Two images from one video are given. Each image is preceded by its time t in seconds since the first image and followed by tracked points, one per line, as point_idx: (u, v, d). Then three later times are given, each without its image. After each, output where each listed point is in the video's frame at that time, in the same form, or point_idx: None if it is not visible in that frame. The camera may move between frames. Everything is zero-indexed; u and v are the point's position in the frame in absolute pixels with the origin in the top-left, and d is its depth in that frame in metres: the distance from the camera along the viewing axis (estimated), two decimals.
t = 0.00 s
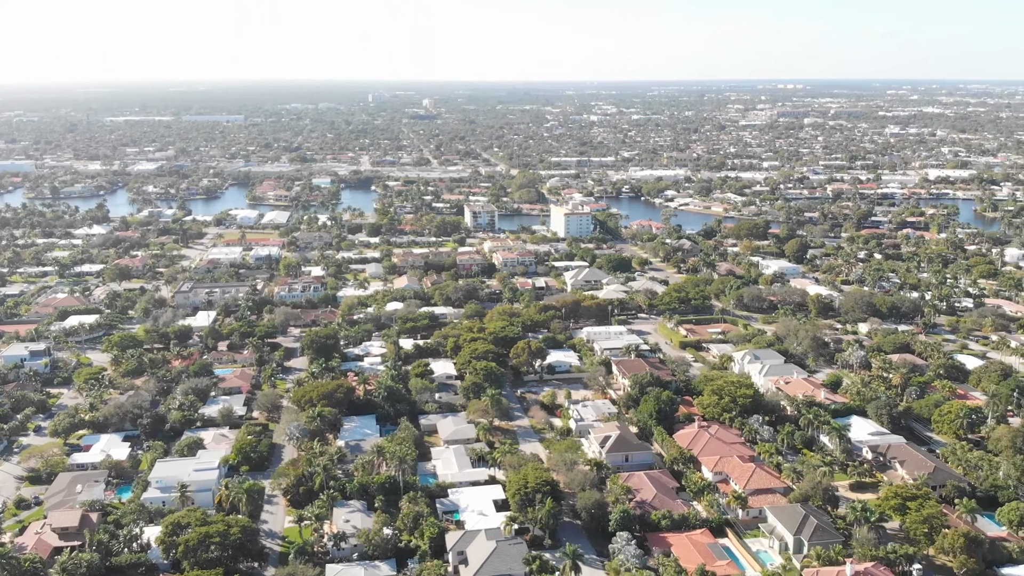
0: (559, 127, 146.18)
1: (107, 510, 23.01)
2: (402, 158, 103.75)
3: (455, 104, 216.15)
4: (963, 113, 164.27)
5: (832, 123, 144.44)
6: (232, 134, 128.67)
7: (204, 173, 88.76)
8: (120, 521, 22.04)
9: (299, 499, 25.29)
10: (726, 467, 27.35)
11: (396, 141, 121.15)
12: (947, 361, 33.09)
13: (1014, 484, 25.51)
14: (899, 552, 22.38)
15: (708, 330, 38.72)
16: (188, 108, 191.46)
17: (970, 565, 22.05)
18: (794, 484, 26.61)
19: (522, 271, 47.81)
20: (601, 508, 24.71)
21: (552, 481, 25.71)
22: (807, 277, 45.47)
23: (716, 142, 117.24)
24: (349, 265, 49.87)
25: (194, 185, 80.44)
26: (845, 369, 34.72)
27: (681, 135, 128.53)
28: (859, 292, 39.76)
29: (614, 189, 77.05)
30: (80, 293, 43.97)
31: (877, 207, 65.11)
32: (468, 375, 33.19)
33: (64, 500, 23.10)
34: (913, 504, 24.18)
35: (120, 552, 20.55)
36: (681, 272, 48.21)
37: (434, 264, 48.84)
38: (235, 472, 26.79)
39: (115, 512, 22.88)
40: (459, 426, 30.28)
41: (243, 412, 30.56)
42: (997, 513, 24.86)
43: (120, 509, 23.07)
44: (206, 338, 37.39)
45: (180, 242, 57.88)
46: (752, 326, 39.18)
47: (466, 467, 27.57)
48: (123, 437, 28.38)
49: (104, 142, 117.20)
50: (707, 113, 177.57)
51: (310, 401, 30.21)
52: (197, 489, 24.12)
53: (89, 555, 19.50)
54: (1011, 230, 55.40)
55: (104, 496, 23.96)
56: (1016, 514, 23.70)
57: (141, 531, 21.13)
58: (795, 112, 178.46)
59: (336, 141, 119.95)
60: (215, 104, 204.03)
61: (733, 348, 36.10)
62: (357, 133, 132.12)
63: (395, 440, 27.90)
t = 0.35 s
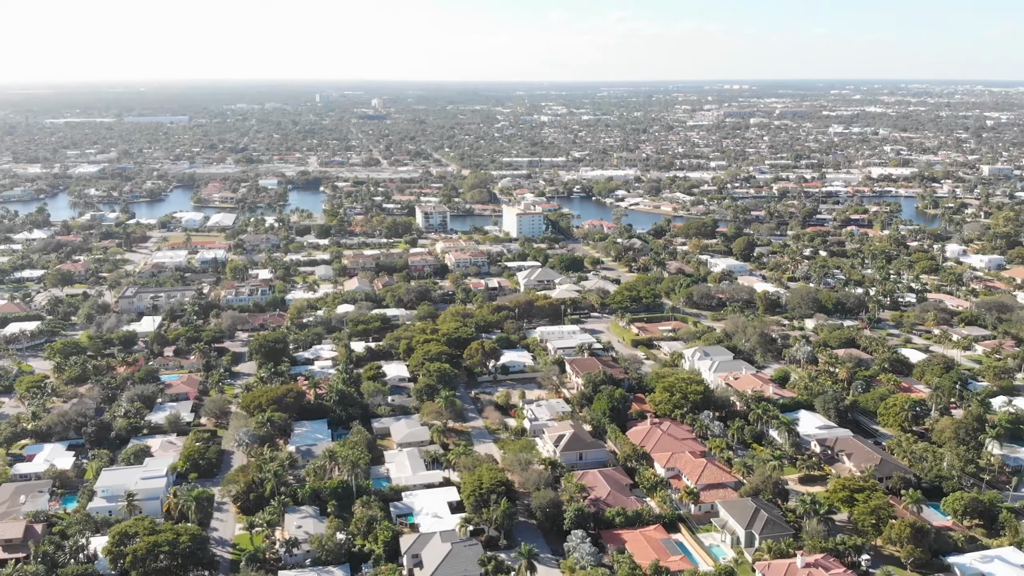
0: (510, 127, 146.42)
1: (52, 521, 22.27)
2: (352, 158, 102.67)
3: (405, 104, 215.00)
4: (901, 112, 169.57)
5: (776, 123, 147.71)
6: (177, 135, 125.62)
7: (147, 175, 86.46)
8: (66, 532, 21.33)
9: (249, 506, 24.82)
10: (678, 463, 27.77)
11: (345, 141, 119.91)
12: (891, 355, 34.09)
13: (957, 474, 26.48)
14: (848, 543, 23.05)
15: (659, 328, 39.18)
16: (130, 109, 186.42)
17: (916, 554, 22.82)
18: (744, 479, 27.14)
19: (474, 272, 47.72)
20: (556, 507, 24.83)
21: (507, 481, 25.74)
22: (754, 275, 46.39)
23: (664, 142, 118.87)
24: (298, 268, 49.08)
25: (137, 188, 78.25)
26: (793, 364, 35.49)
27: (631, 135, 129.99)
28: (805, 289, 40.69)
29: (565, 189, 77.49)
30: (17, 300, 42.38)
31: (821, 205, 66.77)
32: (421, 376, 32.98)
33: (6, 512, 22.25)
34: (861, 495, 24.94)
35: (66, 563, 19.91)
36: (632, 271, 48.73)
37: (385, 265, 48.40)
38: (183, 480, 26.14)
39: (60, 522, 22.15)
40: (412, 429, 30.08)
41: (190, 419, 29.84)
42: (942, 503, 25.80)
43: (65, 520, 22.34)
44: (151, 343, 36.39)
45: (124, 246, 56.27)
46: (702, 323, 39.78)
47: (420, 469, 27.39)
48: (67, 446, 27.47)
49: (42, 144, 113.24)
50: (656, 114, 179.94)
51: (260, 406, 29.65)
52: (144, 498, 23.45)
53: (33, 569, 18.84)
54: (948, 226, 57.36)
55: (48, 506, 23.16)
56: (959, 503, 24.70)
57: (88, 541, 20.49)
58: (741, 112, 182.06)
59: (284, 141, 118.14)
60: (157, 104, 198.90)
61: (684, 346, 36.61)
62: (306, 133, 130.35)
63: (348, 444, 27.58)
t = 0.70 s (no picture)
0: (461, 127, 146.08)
1: None
2: (299, 159, 101.22)
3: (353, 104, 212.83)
4: (844, 112, 174.11)
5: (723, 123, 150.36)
6: (118, 136, 122.09)
7: (87, 177, 83.85)
8: (7, 545, 20.57)
9: (199, 514, 24.26)
10: (631, 460, 28.06)
11: (292, 142, 118.13)
12: (836, 349, 34.91)
13: (902, 465, 27.31)
14: (797, 535, 23.61)
15: (611, 326, 39.47)
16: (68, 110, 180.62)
17: (864, 545, 23.49)
18: (696, 474, 27.55)
19: (426, 272, 47.40)
20: (510, 507, 24.83)
21: (462, 482, 25.65)
22: (703, 273, 47.10)
23: (613, 142, 120.03)
24: (245, 270, 48.12)
25: (77, 190, 75.79)
26: (742, 360, 36.12)
27: (581, 135, 130.87)
28: (753, 285, 41.44)
29: (516, 189, 77.62)
30: None
31: (768, 204, 68.13)
32: (373, 379, 32.65)
33: None
34: (810, 488, 25.56)
35: None
36: (584, 270, 49.03)
37: (335, 267, 47.73)
38: (130, 488, 25.43)
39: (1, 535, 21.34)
40: (364, 432, 29.76)
41: (136, 426, 29.02)
42: (888, 494, 26.59)
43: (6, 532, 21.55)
44: (94, 350, 35.28)
45: (63, 250, 54.45)
46: (653, 321, 40.20)
47: (373, 473, 27.12)
48: (8, 456, 26.48)
49: None
50: (604, 114, 181.65)
51: (207, 412, 28.98)
52: (89, 507, 22.72)
53: None
54: (889, 223, 59.04)
55: None
56: (904, 494, 25.51)
57: (31, 554, 19.79)
58: (689, 112, 184.93)
59: (229, 142, 115.76)
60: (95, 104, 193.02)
61: (636, 343, 36.95)
62: (252, 133, 127.96)
63: (298, 449, 27.14)
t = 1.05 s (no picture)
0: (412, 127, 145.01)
1: None
2: (245, 160, 99.46)
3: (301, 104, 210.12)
4: (788, 112, 178.05)
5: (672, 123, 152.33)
6: (57, 138, 118.34)
7: (24, 180, 81.06)
8: None
9: (147, 522, 23.67)
10: (585, 458, 28.23)
11: (238, 142, 116.02)
12: (784, 345, 35.60)
13: (849, 457, 27.99)
14: (749, 529, 24.03)
15: (564, 325, 39.64)
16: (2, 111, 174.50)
17: (814, 537, 24.03)
18: (649, 470, 27.84)
19: (378, 273, 46.96)
20: (465, 508, 24.76)
21: (416, 485, 25.48)
22: (654, 271, 47.62)
23: (564, 142, 120.72)
24: (190, 274, 47.04)
25: (13, 193, 73.21)
26: (693, 356, 36.59)
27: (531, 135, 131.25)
28: (703, 283, 42.02)
29: (468, 189, 77.48)
30: None
31: (716, 202, 69.25)
32: (324, 383, 32.23)
33: None
34: (760, 482, 26.05)
35: None
36: (537, 269, 49.14)
37: (284, 269, 46.95)
38: (75, 497, 24.68)
39: None
40: (316, 436, 29.35)
41: (80, 434, 28.17)
42: (835, 486, 27.24)
43: None
44: (34, 357, 34.10)
45: None
46: (605, 319, 40.48)
47: (325, 477, 26.77)
48: None
49: None
50: (554, 114, 182.58)
51: (154, 418, 28.27)
52: (34, 518, 22.00)
53: None
54: (834, 220, 60.50)
55: None
56: (852, 486, 26.21)
57: None
58: (638, 112, 186.89)
59: (173, 143, 113.11)
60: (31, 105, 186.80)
61: (589, 342, 37.15)
62: (197, 134, 125.26)
63: (248, 454, 26.64)
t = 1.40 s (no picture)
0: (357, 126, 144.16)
1: None
2: (190, 161, 97.67)
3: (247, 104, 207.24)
4: (736, 112, 181.07)
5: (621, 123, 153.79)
6: None
7: None
8: None
9: (92, 533, 23.11)
10: (540, 457, 28.24)
11: (183, 144, 113.89)
12: (733, 341, 36.08)
13: (798, 451, 28.41)
14: (701, 523, 24.29)
15: (518, 325, 39.63)
16: None
17: (764, 530, 24.37)
18: (603, 467, 27.95)
19: (328, 275, 46.44)
20: (419, 511, 24.58)
21: (369, 489, 25.22)
22: (606, 270, 47.93)
23: (515, 142, 121.04)
24: (134, 278, 45.97)
25: None
26: (645, 354, 36.87)
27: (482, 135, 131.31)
28: (653, 281, 42.38)
29: (419, 189, 77.22)
30: None
31: (665, 201, 70.02)
32: (274, 387, 31.76)
33: None
34: (712, 477, 26.29)
35: None
36: (489, 269, 49.09)
37: (231, 272, 46.14)
38: (18, 508, 23.99)
39: None
40: (266, 442, 28.90)
41: (21, 443, 27.35)
42: (785, 479, 27.66)
43: None
44: None
45: None
46: (558, 319, 40.57)
47: (276, 483, 26.36)
48: None
49: None
50: (505, 114, 182.72)
51: (99, 426, 27.59)
52: None
53: None
54: (780, 218, 61.60)
55: None
56: (801, 479, 26.57)
57: None
58: (589, 112, 188.02)
59: (116, 144, 110.56)
60: None
61: (542, 342, 37.21)
62: (140, 135, 122.62)
63: (197, 461, 26.13)
